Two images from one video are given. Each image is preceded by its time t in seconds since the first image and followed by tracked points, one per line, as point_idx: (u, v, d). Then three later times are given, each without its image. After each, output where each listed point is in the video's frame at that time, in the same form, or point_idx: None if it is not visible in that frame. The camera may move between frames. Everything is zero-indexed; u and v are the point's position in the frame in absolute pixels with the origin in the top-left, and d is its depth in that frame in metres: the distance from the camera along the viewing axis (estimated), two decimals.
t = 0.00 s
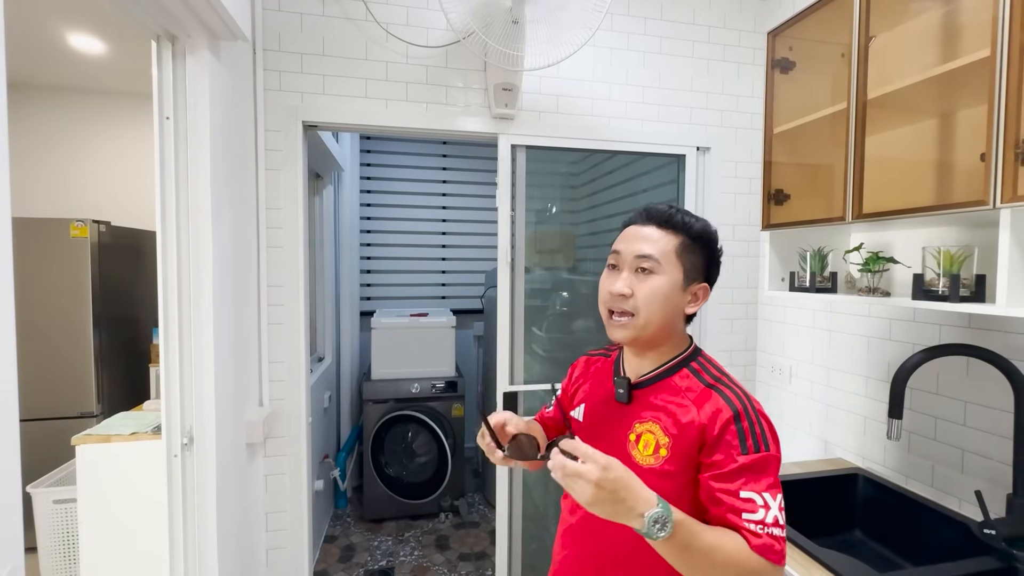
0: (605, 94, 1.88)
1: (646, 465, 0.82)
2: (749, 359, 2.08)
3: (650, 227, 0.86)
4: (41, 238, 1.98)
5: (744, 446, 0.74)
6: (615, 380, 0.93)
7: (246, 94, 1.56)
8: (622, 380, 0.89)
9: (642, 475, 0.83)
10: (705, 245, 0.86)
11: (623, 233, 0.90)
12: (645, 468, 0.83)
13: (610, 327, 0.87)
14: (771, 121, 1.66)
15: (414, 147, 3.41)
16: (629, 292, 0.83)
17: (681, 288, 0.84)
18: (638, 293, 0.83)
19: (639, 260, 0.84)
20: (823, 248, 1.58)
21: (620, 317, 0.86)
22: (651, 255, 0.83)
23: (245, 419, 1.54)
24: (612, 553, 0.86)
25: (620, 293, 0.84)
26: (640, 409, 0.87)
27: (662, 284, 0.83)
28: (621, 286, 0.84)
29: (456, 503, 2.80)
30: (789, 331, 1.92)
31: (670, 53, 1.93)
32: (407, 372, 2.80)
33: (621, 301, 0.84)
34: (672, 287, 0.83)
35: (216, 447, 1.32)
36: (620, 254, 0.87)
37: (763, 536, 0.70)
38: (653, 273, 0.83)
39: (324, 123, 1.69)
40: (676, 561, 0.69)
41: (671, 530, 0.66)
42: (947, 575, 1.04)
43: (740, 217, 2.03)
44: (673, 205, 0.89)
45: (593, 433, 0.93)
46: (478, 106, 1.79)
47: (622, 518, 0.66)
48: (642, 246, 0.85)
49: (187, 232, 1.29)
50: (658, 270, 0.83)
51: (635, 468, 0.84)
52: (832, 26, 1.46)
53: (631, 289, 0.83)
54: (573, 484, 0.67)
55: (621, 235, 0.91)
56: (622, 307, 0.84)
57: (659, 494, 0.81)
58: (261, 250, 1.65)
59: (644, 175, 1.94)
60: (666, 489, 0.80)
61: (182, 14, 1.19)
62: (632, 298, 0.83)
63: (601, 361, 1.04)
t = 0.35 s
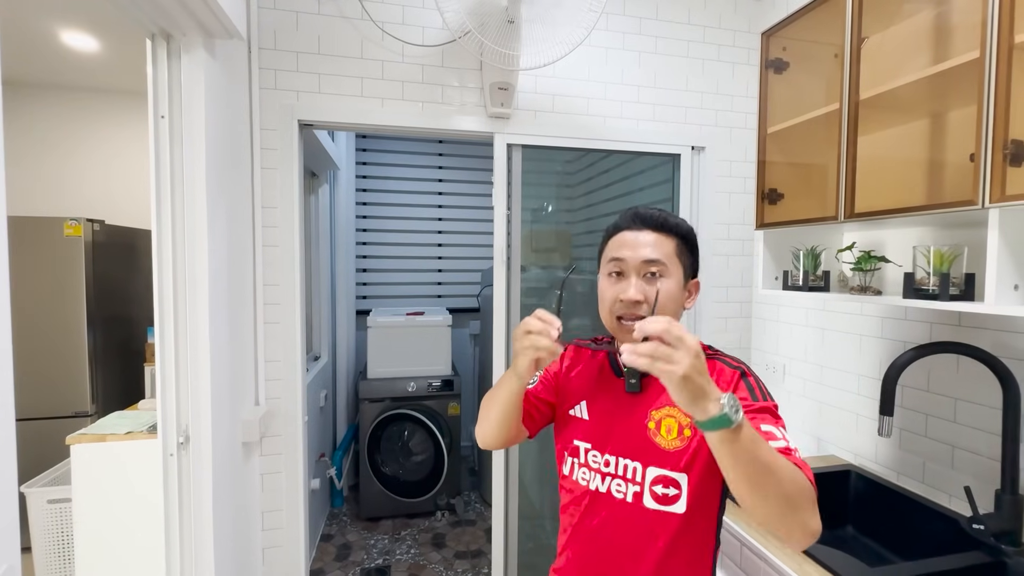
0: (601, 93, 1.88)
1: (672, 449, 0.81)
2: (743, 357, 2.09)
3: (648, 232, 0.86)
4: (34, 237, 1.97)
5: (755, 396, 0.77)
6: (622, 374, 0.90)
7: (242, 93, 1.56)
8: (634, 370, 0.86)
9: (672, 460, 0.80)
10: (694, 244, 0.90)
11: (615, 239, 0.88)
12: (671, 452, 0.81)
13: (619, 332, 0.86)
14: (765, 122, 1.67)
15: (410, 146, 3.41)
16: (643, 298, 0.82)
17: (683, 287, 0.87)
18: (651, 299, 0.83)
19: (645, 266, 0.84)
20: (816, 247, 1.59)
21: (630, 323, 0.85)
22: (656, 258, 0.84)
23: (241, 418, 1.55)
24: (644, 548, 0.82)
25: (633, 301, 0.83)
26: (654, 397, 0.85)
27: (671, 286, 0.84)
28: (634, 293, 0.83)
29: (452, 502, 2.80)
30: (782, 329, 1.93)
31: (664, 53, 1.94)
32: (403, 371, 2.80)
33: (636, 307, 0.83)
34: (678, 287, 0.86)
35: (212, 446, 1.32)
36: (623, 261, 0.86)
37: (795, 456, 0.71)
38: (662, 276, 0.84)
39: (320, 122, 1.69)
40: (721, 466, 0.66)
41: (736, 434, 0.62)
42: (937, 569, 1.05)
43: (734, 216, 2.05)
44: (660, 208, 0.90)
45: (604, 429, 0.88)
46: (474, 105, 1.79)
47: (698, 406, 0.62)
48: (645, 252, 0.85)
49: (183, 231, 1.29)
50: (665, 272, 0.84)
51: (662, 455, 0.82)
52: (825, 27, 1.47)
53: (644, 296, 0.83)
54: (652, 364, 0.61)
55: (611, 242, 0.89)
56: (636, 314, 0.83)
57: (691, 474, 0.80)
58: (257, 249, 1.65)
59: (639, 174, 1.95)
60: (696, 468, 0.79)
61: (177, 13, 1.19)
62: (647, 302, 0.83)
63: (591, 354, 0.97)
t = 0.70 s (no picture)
0: (597, 92, 1.89)
1: (668, 442, 0.84)
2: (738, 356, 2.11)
3: (639, 235, 0.88)
4: (28, 236, 1.96)
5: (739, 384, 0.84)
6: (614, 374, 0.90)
7: (237, 92, 1.56)
8: (627, 371, 0.87)
9: (668, 453, 0.84)
10: (681, 247, 0.93)
11: (606, 242, 0.90)
12: (666, 445, 0.84)
13: (611, 337, 0.87)
14: (759, 122, 1.68)
15: (407, 145, 3.41)
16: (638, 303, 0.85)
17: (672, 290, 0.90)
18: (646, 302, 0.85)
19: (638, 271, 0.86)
20: (810, 247, 1.60)
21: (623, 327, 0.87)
22: (649, 262, 0.86)
23: (238, 417, 1.55)
24: (644, 542, 0.84)
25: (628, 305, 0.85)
26: (647, 393, 0.87)
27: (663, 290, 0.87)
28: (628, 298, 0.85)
29: (449, 500, 2.81)
30: (776, 328, 1.95)
31: (660, 53, 1.94)
32: (400, 370, 2.81)
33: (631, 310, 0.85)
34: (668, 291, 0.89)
35: (208, 445, 1.33)
36: (616, 265, 0.87)
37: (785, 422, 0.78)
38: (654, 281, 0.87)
39: (316, 121, 1.69)
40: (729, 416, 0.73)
41: (743, 373, 0.73)
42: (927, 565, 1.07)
43: (729, 215, 2.06)
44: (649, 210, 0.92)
45: (599, 428, 0.88)
46: (470, 105, 1.79)
47: (709, 339, 0.75)
48: (637, 256, 0.87)
49: (180, 230, 1.29)
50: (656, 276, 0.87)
51: (658, 449, 0.84)
52: (819, 27, 1.48)
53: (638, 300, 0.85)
54: (682, 296, 0.76)
55: (602, 244, 0.90)
56: (630, 318, 0.85)
57: (685, 464, 0.84)
58: (253, 248, 1.65)
59: (635, 174, 1.96)
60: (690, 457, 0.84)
61: (173, 12, 1.19)
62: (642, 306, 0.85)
63: (580, 353, 0.97)
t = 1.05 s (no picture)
0: (593, 92, 1.89)
1: (653, 435, 0.85)
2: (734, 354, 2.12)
3: (624, 230, 0.89)
4: (25, 235, 1.96)
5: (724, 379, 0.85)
6: (601, 370, 0.91)
7: (234, 90, 1.56)
8: (614, 367, 0.88)
9: (653, 446, 0.84)
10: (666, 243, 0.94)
11: (592, 238, 0.91)
12: (652, 439, 0.85)
13: (598, 332, 0.87)
14: (756, 121, 1.69)
15: (404, 143, 3.41)
16: (624, 296, 0.84)
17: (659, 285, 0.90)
18: (632, 296, 0.85)
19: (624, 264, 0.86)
20: (805, 245, 1.61)
21: (610, 321, 0.87)
22: (633, 258, 0.87)
23: (235, 415, 1.55)
24: (632, 533, 0.84)
25: (614, 298, 0.85)
26: (633, 387, 0.88)
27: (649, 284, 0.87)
28: (615, 291, 0.85)
29: (447, 498, 2.82)
30: (772, 326, 1.95)
31: (657, 53, 1.95)
32: (398, 368, 2.81)
33: (616, 305, 0.85)
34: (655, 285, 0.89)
35: (206, 443, 1.33)
36: (601, 259, 0.87)
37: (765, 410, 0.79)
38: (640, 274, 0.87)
39: (313, 120, 1.69)
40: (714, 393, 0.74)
41: (727, 348, 0.76)
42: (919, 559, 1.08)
43: (726, 214, 2.07)
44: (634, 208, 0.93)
45: (586, 422, 0.89)
46: (467, 104, 1.80)
47: (699, 311, 0.80)
48: (622, 251, 0.87)
49: (176, 228, 1.29)
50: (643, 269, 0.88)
51: (643, 442, 0.85)
52: (815, 27, 1.48)
53: (624, 293, 0.85)
54: (678, 268, 0.82)
55: (588, 240, 0.91)
56: (616, 311, 0.85)
57: (670, 457, 0.84)
58: (251, 247, 1.65)
59: (632, 173, 1.97)
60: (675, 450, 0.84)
61: (169, 11, 1.19)
62: (626, 301, 0.85)
63: (569, 349, 0.97)
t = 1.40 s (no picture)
0: (593, 90, 1.89)
1: (647, 433, 0.85)
2: (733, 352, 2.12)
3: (615, 228, 0.89)
4: (24, 233, 1.96)
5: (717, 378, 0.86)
6: (594, 368, 0.91)
7: (233, 89, 1.56)
8: (607, 366, 0.88)
9: (647, 444, 0.85)
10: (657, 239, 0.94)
11: (584, 236, 0.91)
12: (646, 436, 0.85)
13: (591, 330, 0.87)
14: (755, 119, 1.69)
15: (403, 142, 3.41)
16: (615, 294, 0.84)
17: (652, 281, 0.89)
18: (623, 293, 0.85)
19: (615, 262, 0.86)
20: (805, 244, 1.61)
21: (602, 319, 0.86)
22: (625, 256, 0.87)
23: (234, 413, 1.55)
24: (626, 531, 0.85)
25: (606, 296, 0.84)
26: (627, 385, 0.88)
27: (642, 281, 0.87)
28: (606, 289, 0.84)
29: (446, 497, 2.82)
30: (771, 324, 1.96)
31: (656, 51, 1.95)
32: (397, 367, 2.82)
33: (608, 303, 0.85)
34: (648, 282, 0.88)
35: (205, 441, 1.33)
36: (593, 257, 0.87)
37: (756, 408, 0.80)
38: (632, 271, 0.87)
39: (313, 119, 1.69)
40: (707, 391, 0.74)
41: (720, 347, 0.76)
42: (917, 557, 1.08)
43: (725, 213, 2.07)
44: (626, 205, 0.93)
45: (580, 420, 0.89)
46: (466, 102, 1.79)
47: (690, 310, 0.80)
48: (613, 248, 0.87)
49: (175, 227, 1.29)
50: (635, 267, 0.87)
51: (637, 440, 0.85)
52: (815, 25, 1.48)
53: (615, 291, 0.85)
54: (670, 268, 0.81)
55: (580, 238, 0.91)
56: (608, 308, 0.85)
57: (664, 454, 0.85)
58: (250, 245, 1.65)
59: (631, 171, 1.97)
60: (669, 448, 0.85)
61: (168, 10, 1.19)
62: (619, 298, 0.85)
63: (562, 348, 0.97)
